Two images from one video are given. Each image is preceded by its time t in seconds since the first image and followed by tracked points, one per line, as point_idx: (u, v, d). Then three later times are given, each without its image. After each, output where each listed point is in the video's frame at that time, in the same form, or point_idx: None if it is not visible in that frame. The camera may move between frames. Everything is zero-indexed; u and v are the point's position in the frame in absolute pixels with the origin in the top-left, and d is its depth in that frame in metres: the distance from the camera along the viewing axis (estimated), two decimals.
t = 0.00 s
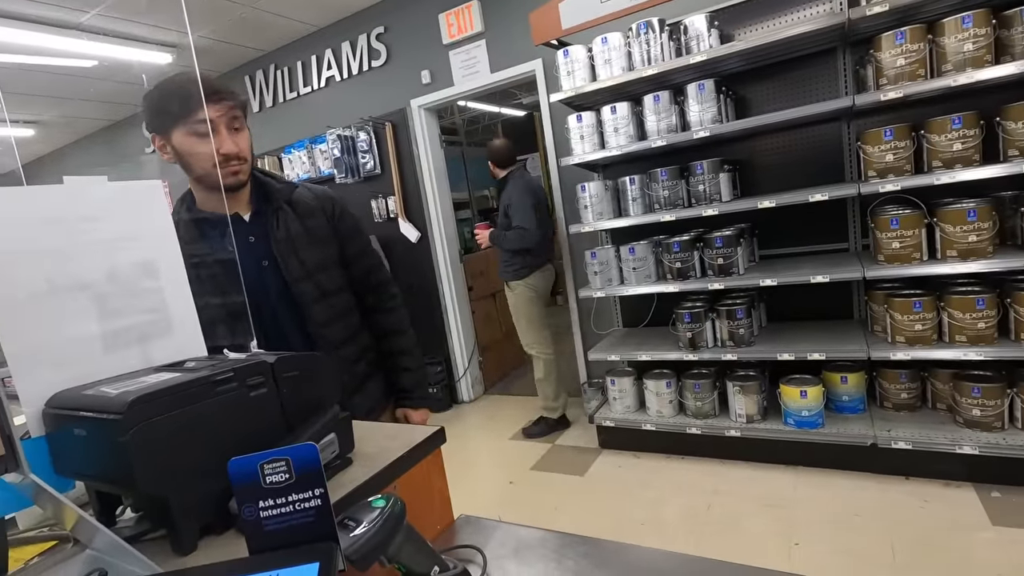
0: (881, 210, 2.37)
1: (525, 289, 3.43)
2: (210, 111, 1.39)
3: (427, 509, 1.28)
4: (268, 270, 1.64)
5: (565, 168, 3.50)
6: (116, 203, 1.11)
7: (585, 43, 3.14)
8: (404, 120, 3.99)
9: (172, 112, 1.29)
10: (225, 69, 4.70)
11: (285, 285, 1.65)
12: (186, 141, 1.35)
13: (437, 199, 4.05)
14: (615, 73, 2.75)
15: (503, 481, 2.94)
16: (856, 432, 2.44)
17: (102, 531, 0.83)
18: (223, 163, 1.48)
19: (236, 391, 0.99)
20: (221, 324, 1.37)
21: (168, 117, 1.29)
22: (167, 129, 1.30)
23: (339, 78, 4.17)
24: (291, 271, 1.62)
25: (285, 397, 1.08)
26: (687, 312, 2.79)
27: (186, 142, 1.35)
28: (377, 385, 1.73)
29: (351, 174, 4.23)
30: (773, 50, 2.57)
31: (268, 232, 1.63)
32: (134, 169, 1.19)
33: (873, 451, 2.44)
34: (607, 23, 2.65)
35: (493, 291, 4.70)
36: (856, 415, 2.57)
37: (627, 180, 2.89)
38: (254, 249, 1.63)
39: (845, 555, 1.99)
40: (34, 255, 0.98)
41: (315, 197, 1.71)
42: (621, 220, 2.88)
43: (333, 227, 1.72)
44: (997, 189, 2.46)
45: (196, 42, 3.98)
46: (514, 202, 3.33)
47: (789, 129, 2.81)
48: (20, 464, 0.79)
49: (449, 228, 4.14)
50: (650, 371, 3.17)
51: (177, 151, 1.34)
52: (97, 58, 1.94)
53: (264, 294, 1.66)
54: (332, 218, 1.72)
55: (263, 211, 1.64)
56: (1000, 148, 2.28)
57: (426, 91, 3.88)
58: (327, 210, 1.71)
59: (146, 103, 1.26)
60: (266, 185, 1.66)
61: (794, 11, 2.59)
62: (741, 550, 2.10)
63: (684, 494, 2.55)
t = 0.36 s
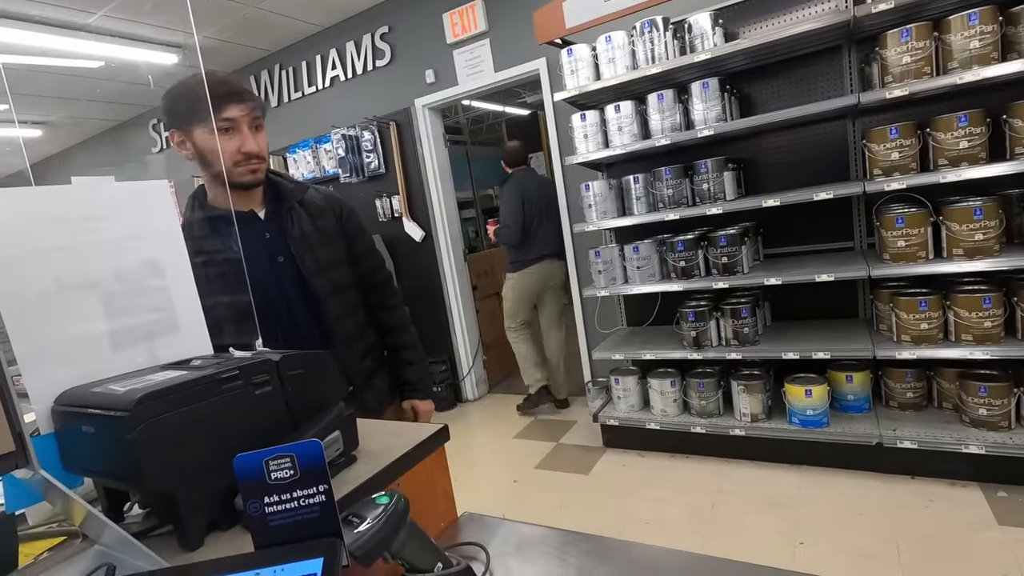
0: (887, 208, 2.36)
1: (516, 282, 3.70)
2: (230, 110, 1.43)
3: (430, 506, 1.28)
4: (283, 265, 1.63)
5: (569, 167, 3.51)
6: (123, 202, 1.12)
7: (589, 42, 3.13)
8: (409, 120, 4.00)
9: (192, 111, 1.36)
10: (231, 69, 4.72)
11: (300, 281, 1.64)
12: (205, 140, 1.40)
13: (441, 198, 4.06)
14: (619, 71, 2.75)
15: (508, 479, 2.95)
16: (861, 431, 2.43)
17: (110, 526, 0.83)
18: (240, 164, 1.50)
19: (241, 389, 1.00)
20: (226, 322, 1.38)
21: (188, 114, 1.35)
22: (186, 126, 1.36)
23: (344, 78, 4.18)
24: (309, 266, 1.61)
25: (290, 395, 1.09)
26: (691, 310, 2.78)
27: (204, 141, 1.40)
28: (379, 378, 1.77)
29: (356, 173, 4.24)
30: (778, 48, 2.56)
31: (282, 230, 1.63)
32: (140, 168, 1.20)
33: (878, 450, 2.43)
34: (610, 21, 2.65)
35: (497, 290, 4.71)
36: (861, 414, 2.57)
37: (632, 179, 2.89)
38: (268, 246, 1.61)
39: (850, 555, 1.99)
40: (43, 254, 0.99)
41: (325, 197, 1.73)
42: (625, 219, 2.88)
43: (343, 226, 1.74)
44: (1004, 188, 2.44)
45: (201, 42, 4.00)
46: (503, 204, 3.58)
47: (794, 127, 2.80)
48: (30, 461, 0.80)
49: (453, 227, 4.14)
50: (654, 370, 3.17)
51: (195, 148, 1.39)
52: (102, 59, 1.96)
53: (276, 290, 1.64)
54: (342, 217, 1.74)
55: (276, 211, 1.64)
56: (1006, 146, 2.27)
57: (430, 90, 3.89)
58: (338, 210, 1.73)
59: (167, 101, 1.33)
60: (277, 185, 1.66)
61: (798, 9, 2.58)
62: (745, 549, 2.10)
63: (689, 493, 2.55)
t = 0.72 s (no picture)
0: (880, 215, 2.37)
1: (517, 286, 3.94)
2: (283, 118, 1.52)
3: (427, 518, 1.28)
4: (309, 265, 1.67)
5: (565, 175, 3.52)
6: (118, 214, 1.12)
7: (584, 51, 3.16)
8: (404, 129, 4.01)
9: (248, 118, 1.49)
10: (226, 79, 4.73)
11: (324, 281, 1.68)
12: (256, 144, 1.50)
13: (437, 206, 4.06)
14: (614, 80, 2.77)
15: (506, 489, 2.93)
16: (858, 437, 2.43)
17: (101, 541, 0.80)
18: (285, 169, 1.57)
19: (237, 402, 0.99)
20: (221, 333, 1.37)
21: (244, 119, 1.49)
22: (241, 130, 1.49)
23: (340, 87, 4.19)
24: (335, 266, 1.68)
25: (286, 407, 1.09)
26: (687, 317, 2.79)
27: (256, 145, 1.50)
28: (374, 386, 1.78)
29: (352, 182, 4.25)
30: (771, 57, 2.58)
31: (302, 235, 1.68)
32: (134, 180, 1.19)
33: (876, 456, 2.43)
34: (604, 31, 2.68)
35: (494, 298, 4.70)
36: (859, 421, 2.57)
37: (627, 187, 2.90)
38: (285, 247, 1.63)
39: (849, 562, 1.98)
40: (36, 266, 0.98)
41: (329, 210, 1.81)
42: (620, 227, 2.89)
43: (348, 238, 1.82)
44: (996, 194, 2.46)
45: (197, 53, 4.01)
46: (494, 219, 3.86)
47: (788, 134, 2.82)
48: (25, 476, 0.78)
49: (449, 235, 4.15)
50: (651, 377, 3.17)
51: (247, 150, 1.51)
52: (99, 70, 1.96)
53: (293, 290, 1.63)
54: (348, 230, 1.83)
55: (298, 219, 1.71)
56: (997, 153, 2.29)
57: (425, 99, 3.91)
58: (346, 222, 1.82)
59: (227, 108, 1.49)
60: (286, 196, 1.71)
61: (790, 18, 2.61)
62: (744, 557, 2.09)
63: (688, 501, 2.54)
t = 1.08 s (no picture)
0: (881, 218, 2.38)
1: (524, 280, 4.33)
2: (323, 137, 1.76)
3: (430, 523, 1.28)
4: (328, 264, 1.82)
5: (565, 179, 3.52)
6: (120, 219, 1.12)
7: (584, 56, 3.17)
8: (405, 133, 4.02)
9: (304, 133, 1.67)
10: (227, 84, 4.74)
11: (339, 283, 1.83)
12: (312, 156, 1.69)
13: (438, 210, 4.07)
14: (614, 85, 2.78)
15: (507, 493, 2.93)
16: (860, 441, 2.42)
17: (104, 547, 0.78)
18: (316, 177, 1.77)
19: (238, 407, 0.99)
20: (223, 337, 1.37)
21: (301, 133, 1.66)
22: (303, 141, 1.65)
23: (341, 92, 4.20)
24: (346, 269, 1.86)
25: (288, 412, 1.08)
26: (688, 321, 2.78)
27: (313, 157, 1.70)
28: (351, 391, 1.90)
29: (352, 187, 4.25)
30: (771, 61, 2.59)
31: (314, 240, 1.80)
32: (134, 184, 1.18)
33: (877, 460, 2.43)
34: (605, 36, 2.68)
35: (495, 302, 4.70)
36: (860, 424, 2.56)
37: (627, 191, 2.91)
38: (307, 249, 1.76)
39: (852, 566, 1.97)
40: (38, 272, 0.98)
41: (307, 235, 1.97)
42: (621, 231, 2.89)
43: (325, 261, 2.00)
44: (996, 197, 2.47)
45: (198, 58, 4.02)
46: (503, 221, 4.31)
47: (788, 138, 2.82)
48: (26, 482, 0.79)
49: (449, 239, 4.15)
50: (652, 381, 3.16)
51: (303, 161, 1.67)
52: (100, 74, 1.96)
53: (317, 285, 1.75)
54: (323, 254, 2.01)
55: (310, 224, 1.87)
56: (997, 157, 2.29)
57: (426, 104, 3.91)
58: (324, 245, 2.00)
59: (285, 121, 1.63)
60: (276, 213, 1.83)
61: (790, 22, 2.62)
62: (746, 562, 2.08)
63: (690, 505, 2.53)
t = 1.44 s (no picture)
0: (888, 228, 2.37)
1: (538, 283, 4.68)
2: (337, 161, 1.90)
3: (437, 534, 1.27)
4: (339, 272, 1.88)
5: (571, 189, 3.53)
6: (131, 229, 1.12)
7: (589, 66, 3.19)
8: (411, 143, 4.04)
9: (323, 156, 1.80)
10: (235, 94, 4.79)
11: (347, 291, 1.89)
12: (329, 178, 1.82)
13: (443, 219, 4.08)
14: (619, 95, 2.79)
15: (511, 504, 2.90)
16: (870, 452, 2.39)
17: (110, 556, 0.77)
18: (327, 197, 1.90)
19: (247, 416, 0.99)
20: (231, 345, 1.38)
21: (320, 156, 1.78)
22: (322, 164, 1.78)
23: (347, 102, 4.24)
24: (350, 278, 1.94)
25: (297, 421, 1.08)
26: (695, 331, 2.77)
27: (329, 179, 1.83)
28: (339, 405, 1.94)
29: (358, 196, 4.28)
30: (777, 71, 2.60)
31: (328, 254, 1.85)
32: (144, 194, 1.19)
33: (887, 472, 2.40)
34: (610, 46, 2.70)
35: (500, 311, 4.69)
36: (869, 435, 2.53)
37: (633, 200, 2.91)
38: (323, 259, 1.81)
39: None
40: (50, 281, 0.99)
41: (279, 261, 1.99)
42: (626, 240, 2.89)
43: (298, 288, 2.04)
44: (1003, 207, 2.46)
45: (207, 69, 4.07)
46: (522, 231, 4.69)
47: (794, 147, 2.82)
48: (36, 490, 0.79)
49: (455, 248, 4.15)
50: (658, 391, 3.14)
51: (321, 181, 1.80)
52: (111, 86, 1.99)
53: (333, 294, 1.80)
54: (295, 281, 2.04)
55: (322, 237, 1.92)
56: (1006, 165, 2.28)
57: (432, 114, 3.94)
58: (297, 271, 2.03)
59: (307, 145, 1.75)
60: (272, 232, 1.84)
61: (794, 33, 2.63)
62: None
63: (697, 517, 2.50)
